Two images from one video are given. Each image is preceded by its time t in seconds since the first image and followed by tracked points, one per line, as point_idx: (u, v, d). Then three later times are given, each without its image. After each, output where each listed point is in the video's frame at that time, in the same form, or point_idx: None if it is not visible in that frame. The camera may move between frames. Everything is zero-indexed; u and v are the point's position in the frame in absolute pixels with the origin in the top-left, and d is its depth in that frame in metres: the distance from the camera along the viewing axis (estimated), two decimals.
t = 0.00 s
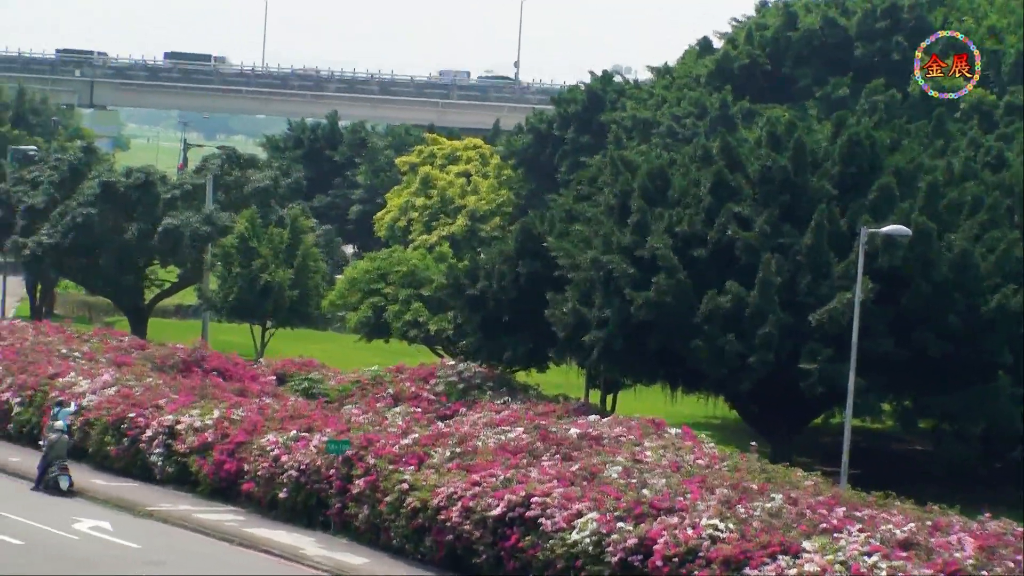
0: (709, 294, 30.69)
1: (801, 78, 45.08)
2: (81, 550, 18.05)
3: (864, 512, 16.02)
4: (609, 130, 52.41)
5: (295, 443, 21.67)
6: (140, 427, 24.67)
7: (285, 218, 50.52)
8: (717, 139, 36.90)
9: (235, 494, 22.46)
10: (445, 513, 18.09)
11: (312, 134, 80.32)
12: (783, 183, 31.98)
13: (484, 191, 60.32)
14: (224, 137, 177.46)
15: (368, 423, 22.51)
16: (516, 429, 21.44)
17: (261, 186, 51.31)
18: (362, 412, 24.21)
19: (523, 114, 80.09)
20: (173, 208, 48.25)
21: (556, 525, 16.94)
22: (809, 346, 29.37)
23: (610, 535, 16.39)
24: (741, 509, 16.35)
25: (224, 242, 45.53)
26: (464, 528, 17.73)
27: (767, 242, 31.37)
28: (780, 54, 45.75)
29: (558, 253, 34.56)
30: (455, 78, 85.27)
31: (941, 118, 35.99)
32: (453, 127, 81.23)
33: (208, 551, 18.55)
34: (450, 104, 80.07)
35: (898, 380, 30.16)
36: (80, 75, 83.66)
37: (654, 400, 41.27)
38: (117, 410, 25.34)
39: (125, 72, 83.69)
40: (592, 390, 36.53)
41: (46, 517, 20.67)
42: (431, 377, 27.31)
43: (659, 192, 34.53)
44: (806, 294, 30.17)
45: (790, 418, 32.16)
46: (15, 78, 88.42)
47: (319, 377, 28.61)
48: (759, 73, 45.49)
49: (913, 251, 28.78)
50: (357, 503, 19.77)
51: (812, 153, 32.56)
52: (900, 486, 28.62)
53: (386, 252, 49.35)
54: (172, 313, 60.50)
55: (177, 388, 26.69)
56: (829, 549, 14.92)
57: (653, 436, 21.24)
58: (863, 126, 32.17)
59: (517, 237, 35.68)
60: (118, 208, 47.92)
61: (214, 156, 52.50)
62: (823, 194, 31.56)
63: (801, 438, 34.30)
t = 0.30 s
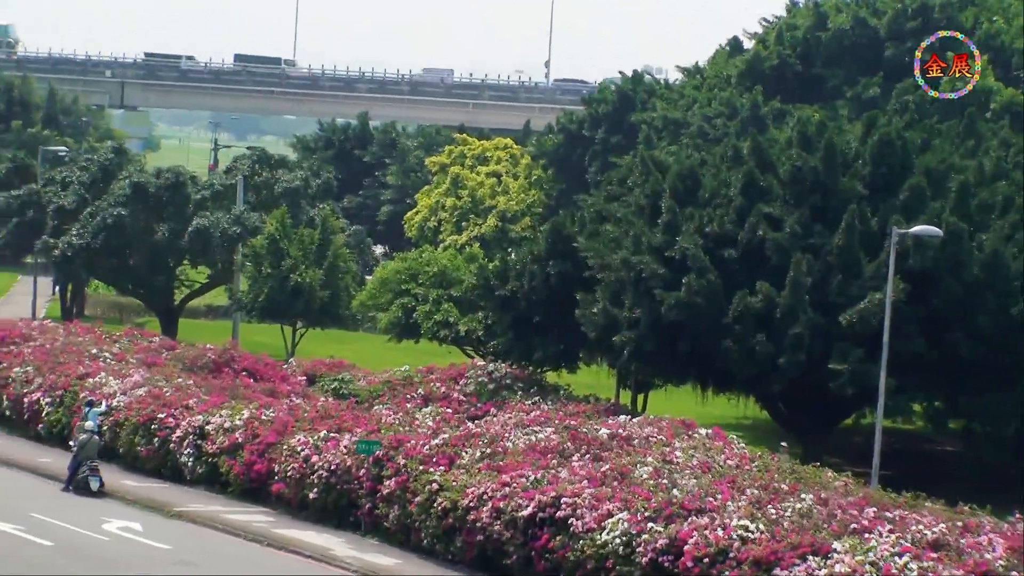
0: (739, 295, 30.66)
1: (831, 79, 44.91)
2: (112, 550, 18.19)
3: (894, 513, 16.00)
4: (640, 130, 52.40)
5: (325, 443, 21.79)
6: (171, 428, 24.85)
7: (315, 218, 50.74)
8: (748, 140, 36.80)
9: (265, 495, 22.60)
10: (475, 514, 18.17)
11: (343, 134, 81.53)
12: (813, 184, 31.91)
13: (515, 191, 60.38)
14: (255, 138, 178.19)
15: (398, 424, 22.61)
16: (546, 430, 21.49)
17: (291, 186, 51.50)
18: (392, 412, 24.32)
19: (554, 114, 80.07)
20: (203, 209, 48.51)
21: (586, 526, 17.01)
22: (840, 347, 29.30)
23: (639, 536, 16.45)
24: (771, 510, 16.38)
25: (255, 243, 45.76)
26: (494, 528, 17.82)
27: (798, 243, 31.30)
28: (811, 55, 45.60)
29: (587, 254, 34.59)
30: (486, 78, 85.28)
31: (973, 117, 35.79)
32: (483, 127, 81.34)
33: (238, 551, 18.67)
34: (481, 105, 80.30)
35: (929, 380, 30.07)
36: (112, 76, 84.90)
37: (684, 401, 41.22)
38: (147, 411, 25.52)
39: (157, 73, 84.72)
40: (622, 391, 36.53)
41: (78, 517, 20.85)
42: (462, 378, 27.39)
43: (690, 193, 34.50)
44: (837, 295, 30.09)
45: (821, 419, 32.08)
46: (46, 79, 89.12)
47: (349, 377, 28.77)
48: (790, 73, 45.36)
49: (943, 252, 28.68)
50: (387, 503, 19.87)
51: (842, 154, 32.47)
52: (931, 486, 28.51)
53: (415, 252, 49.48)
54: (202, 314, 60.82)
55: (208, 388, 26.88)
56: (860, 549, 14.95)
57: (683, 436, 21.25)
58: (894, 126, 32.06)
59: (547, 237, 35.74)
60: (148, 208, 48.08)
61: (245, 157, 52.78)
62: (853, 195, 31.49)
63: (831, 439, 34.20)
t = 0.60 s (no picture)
0: (771, 295, 30.64)
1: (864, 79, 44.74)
2: (147, 552, 18.38)
3: (928, 513, 15.96)
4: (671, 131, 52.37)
5: (357, 445, 21.95)
6: (203, 429, 25.01)
7: (347, 219, 50.99)
8: (779, 140, 36.72)
9: (297, 497, 22.75)
10: (507, 515, 18.28)
11: (374, 136, 80.20)
12: (844, 184, 31.79)
13: (546, 192, 60.45)
14: (286, 139, 178.91)
15: (430, 425, 22.72)
16: (578, 431, 21.57)
17: (322, 188, 51.67)
18: (424, 414, 24.44)
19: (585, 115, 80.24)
20: (234, 210, 48.83)
21: (619, 526, 17.10)
22: (872, 347, 29.23)
23: (672, 537, 16.53)
24: (804, 511, 16.42)
25: (285, 245, 45.99)
26: (527, 530, 17.93)
27: (830, 243, 31.25)
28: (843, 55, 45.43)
29: (619, 255, 34.61)
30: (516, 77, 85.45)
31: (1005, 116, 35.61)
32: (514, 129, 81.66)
33: (272, 553, 18.83)
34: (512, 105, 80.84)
35: (962, 381, 29.97)
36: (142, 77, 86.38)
37: (716, 402, 41.18)
38: (179, 413, 25.69)
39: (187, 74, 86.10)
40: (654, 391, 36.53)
41: (110, 519, 21.07)
42: (493, 379, 27.50)
43: (721, 194, 34.48)
44: (869, 295, 30.01)
45: (853, 420, 32.00)
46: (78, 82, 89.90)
47: (381, 379, 28.93)
48: (822, 73, 45.21)
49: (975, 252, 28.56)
50: (419, 505, 20.00)
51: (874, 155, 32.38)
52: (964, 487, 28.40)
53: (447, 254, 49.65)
54: (234, 316, 61.15)
55: (240, 390, 27.07)
56: (893, 550, 14.96)
57: (715, 437, 21.27)
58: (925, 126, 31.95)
59: (578, 238, 35.80)
60: (179, 210, 48.29)
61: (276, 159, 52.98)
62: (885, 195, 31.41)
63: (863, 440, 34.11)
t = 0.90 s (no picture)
0: (813, 297, 30.60)
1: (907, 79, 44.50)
2: (188, 552, 18.59)
3: (969, 515, 15.93)
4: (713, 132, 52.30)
5: (398, 446, 22.12)
6: (243, 430, 25.17)
7: (388, 220, 51.24)
8: (820, 141, 36.58)
9: (337, 498, 22.91)
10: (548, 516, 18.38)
11: (416, 137, 80.60)
12: (887, 186, 31.47)
13: (588, 193, 60.51)
14: (327, 140, 179.70)
15: (470, 426, 22.85)
16: (619, 432, 21.65)
17: (364, 189, 51.84)
18: (465, 415, 24.57)
19: (626, 117, 80.42)
20: (276, 211, 49.16)
21: (659, 528, 17.20)
22: (913, 349, 29.12)
23: (712, 538, 16.62)
24: (845, 512, 16.47)
25: (327, 246, 46.18)
26: (567, 531, 18.01)
27: (871, 244, 31.14)
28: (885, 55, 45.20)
29: (660, 256, 34.61)
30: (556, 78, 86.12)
31: None
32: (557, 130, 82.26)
33: (315, 553, 19.03)
34: (553, 106, 81.38)
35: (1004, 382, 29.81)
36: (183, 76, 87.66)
37: (758, 403, 41.09)
38: (219, 414, 25.87)
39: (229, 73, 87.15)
40: (695, 393, 36.48)
41: (151, 520, 21.31)
42: (535, 380, 27.59)
43: (763, 195, 34.39)
44: (910, 296, 29.88)
45: (894, 421, 31.86)
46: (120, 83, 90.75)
47: (421, 380, 29.10)
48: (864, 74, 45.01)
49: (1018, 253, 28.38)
50: (460, 506, 20.13)
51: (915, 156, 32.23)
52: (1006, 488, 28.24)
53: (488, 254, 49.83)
54: (275, 317, 61.50)
55: (281, 391, 27.28)
56: (933, 552, 14.99)
57: (756, 439, 21.28)
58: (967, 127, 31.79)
59: (619, 240, 35.83)
60: (220, 211, 48.65)
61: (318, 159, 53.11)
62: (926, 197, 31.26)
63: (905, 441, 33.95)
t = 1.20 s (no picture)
0: (838, 300, 30.54)
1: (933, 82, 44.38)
2: (213, 557, 18.78)
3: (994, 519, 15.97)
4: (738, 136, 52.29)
5: (423, 450, 22.23)
6: (267, 434, 25.27)
7: (413, 224, 51.40)
8: (845, 145, 36.51)
9: (363, 501, 23.04)
10: (573, 520, 18.59)
11: (441, 142, 80.02)
12: (912, 190, 31.57)
13: (613, 197, 60.54)
14: (352, 144, 180.17)
15: (495, 430, 22.95)
16: (644, 436, 21.71)
17: (389, 193, 52.00)
18: (490, 419, 24.67)
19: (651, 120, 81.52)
20: (301, 215, 49.38)
21: (685, 532, 17.45)
22: (938, 352, 29.02)
23: (738, 542, 16.86)
24: (870, 516, 16.59)
25: (352, 250, 46.35)
26: (593, 535, 18.26)
27: (896, 248, 31.04)
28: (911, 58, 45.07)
29: (685, 260, 34.58)
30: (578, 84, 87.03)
31: None
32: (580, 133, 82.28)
33: (341, 557, 19.22)
34: (578, 110, 81.90)
35: None
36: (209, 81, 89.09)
37: (783, 407, 41.03)
38: (244, 418, 25.98)
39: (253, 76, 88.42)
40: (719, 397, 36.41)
41: (175, 524, 21.45)
42: (560, 384, 27.63)
43: (788, 199, 34.33)
44: (936, 300, 29.78)
45: (920, 425, 31.74)
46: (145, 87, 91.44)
47: (446, 384, 29.20)
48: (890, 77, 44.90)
49: None
50: (485, 510, 20.26)
51: (941, 159, 32.10)
52: None
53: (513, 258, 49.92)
54: (300, 321, 61.75)
55: (307, 395, 27.39)
56: (959, 556, 15.11)
57: (781, 442, 21.28)
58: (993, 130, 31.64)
59: (644, 243, 35.82)
60: (245, 216, 48.91)
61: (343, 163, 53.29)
62: (952, 201, 31.16)
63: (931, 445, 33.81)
